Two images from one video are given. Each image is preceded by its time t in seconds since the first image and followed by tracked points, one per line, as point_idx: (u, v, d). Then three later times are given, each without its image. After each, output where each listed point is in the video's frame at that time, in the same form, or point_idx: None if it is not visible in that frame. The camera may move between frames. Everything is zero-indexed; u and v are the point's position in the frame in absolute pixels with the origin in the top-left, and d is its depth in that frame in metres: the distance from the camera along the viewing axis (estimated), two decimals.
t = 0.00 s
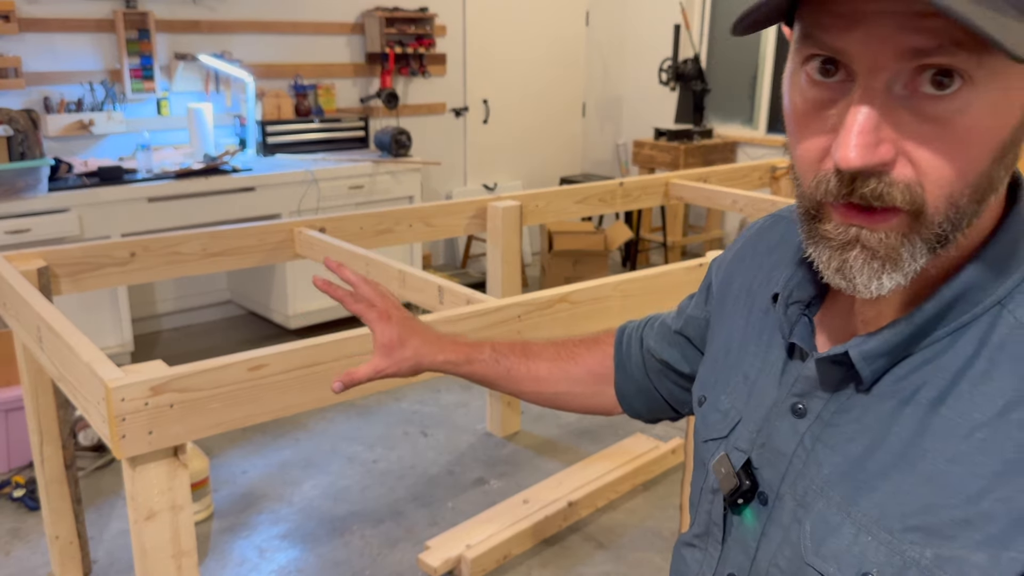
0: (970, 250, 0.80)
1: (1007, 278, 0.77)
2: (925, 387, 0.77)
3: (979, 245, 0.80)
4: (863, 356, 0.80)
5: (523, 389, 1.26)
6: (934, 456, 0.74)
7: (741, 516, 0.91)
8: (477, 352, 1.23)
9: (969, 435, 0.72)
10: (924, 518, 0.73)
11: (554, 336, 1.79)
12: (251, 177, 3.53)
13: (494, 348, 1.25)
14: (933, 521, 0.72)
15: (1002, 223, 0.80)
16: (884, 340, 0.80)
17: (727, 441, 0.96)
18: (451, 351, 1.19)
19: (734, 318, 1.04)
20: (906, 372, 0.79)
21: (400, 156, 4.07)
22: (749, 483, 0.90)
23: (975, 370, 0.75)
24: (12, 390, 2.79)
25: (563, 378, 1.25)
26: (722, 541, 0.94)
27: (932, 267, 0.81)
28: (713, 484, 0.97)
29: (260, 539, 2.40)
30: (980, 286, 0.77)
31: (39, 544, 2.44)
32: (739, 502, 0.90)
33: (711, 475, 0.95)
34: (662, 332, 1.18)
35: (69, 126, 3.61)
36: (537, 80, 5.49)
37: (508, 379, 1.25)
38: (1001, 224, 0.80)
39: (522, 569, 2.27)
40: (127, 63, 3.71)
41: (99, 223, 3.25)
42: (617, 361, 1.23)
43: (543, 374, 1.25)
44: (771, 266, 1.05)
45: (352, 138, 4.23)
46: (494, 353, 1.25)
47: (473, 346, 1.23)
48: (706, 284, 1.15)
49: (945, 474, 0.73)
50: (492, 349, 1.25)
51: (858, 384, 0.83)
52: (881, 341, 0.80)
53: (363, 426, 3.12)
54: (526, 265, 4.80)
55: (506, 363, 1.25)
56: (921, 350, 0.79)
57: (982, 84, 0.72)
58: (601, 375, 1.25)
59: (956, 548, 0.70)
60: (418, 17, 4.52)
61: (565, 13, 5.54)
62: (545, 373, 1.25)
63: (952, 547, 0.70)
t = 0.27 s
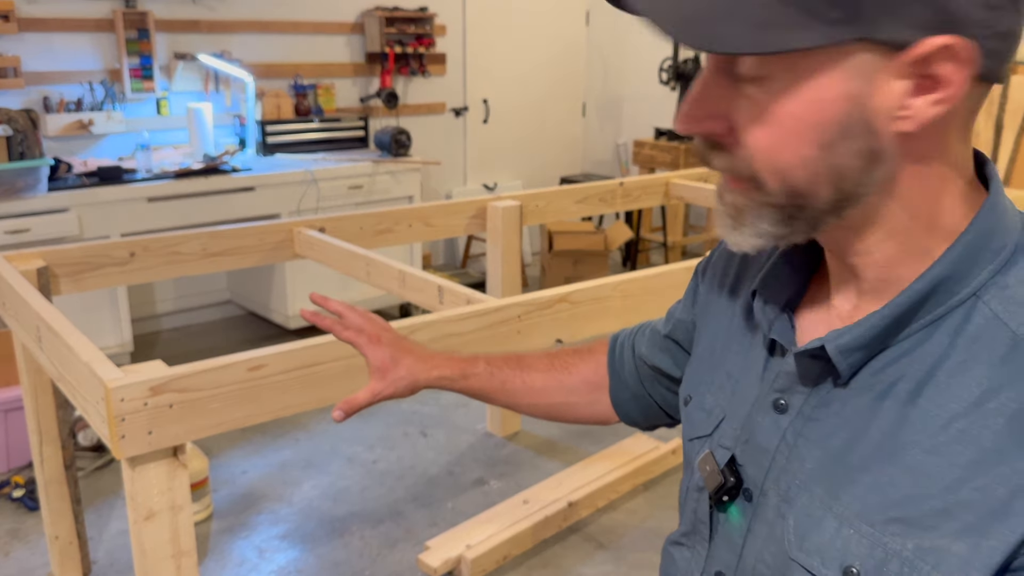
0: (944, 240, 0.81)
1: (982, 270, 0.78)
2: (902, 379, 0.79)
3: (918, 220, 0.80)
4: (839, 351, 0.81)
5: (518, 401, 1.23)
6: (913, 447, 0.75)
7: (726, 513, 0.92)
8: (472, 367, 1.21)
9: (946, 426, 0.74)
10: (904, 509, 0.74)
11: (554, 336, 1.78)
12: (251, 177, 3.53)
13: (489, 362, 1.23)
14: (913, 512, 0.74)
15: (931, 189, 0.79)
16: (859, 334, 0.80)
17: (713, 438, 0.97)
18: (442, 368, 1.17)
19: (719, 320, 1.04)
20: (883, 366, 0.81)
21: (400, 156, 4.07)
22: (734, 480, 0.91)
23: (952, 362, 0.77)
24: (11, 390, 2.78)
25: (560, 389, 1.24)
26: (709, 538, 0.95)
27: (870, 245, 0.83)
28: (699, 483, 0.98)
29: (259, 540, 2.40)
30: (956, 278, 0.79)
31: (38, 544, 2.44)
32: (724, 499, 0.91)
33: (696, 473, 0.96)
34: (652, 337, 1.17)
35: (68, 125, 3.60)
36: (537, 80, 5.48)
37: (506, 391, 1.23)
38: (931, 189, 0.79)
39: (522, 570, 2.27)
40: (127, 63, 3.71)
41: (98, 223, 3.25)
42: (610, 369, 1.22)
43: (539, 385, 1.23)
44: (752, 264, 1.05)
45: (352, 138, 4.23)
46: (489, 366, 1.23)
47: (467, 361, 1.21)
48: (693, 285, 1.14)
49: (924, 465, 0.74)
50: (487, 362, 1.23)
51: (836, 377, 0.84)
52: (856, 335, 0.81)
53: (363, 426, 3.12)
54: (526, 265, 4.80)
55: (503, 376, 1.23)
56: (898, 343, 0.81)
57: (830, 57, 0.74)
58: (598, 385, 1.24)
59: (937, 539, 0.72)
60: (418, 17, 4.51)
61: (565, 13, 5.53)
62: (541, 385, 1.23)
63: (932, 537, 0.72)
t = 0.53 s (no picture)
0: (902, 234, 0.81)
1: (943, 265, 0.78)
2: (859, 374, 0.80)
3: (846, 212, 0.83)
4: (795, 343, 0.83)
5: (541, 388, 1.25)
6: (864, 444, 0.77)
7: (711, 503, 0.95)
8: (497, 353, 1.23)
9: (894, 424, 0.75)
10: (851, 506, 0.76)
11: (554, 336, 1.78)
12: (251, 177, 3.53)
13: (512, 350, 1.25)
14: (859, 508, 0.76)
15: (842, 176, 0.82)
16: (814, 327, 0.82)
17: (701, 430, 0.99)
18: (468, 355, 1.19)
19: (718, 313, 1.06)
20: (843, 361, 0.82)
21: (400, 156, 4.07)
22: (716, 470, 0.93)
23: (906, 360, 0.77)
24: (11, 390, 2.79)
25: (580, 378, 1.26)
26: (696, 527, 0.98)
27: (806, 235, 0.88)
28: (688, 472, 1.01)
29: (259, 540, 2.40)
30: (914, 275, 0.78)
31: (38, 544, 2.44)
32: (706, 490, 0.94)
33: (683, 462, 0.99)
34: (668, 332, 1.19)
35: (68, 125, 3.60)
36: (537, 80, 5.48)
37: (529, 377, 1.25)
38: (841, 178, 0.82)
39: (521, 570, 2.27)
40: (127, 63, 3.71)
41: (98, 223, 3.25)
42: (630, 361, 1.25)
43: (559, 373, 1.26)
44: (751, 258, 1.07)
45: (352, 138, 4.23)
46: (513, 353, 1.25)
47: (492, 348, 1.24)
48: (707, 279, 1.15)
49: (872, 464, 0.76)
50: (511, 349, 1.25)
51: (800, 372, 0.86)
52: (812, 328, 0.82)
53: (363, 426, 3.12)
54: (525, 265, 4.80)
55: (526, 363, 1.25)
56: (856, 338, 0.81)
57: (688, 60, 0.89)
58: (618, 375, 1.26)
59: (878, 535, 0.74)
60: (418, 16, 4.51)
61: (565, 13, 5.53)
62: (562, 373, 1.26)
63: (876, 533, 0.74)
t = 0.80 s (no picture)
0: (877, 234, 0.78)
1: (914, 266, 0.75)
2: (821, 368, 0.79)
3: (823, 210, 0.81)
4: (760, 333, 0.83)
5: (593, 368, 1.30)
6: (818, 437, 0.77)
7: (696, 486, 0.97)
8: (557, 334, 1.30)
9: (844, 418, 0.75)
10: (800, 495, 0.77)
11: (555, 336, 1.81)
12: (252, 177, 3.55)
13: (570, 330, 1.32)
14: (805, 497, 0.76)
15: (815, 177, 0.80)
16: (778, 318, 0.82)
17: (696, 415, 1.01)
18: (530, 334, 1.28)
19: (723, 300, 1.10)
20: (809, 354, 0.81)
21: (401, 156, 4.08)
22: (701, 454, 0.95)
23: (865, 355, 0.76)
24: (14, 390, 2.81)
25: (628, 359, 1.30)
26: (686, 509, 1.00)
27: (789, 232, 0.87)
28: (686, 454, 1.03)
29: (260, 539, 2.41)
30: (881, 273, 0.76)
31: (41, 543, 2.46)
32: (690, 473, 0.95)
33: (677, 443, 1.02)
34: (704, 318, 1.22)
35: (71, 127, 3.61)
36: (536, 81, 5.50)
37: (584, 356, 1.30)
38: (814, 179, 0.80)
39: (521, 568, 2.28)
40: (128, 64, 3.73)
41: (99, 224, 3.26)
42: (674, 345, 1.28)
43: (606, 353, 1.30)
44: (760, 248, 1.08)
45: (353, 139, 4.25)
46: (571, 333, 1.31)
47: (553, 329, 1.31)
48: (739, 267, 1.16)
49: (821, 455, 0.76)
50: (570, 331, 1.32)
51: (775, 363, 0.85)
52: (775, 319, 0.82)
53: (363, 426, 3.14)
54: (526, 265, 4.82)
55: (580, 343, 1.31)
56: (824, 331, 0.80)
57: (679, 57, 0.88)
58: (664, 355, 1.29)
59: (817, 524, 0.74)
60: (418, 18, 4.53)
61: (565, 14, 5.55)
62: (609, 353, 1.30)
63: (817, 522, 0.74)
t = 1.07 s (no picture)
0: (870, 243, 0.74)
1: (902, 278, 0.70)
2: (804, 372, 0.76)
3: (817, 217, 0.77)
4: (749, 336, 0.81)
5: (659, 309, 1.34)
6: (795, 443, 0.74)
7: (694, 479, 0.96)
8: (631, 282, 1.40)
9: (820, 425, 0.72)
10: (775, 500, 0.75)
11: (554, 336, 1.80)
12: (252, 177, 3.55)
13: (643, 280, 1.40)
14: (778, 501, 0.74)
15: (807, 184, 0.76)
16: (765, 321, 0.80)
17: (701, 409, 1.01)
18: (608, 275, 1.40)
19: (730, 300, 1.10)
20: (795, 357, 0.78)
21: (400, 156, 4.08)
22: (697, 450, 0.93)
23: (845, 362, 0.72)
24: (13, 390, 2.80)
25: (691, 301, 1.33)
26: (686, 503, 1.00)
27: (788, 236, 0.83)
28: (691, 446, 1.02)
29: (260, 539, 2.41)
30: (872, 283, 0.71)
31: (40, 543, 2.46)
32: (687, 467, 0.94)
33: (679, 435, 1.01)
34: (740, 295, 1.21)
35: (71, 127, 3.61)
36: (536, 81, 5.50)
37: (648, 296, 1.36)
38: (806, 186, 0.76)
39: (521, 568, 2.28)
40: (128, 64, 3.73)
41: (99, 224, 3.26)
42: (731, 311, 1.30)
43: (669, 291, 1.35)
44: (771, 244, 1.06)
45: (352, 138, 4.24)
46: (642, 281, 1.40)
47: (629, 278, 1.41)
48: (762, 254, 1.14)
49: (796, 462, 0.73)
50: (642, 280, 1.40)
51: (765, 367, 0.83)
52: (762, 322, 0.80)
53: (363, 426, 3.14)
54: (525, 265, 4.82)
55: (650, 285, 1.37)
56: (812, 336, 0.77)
57: (678, 58, 0.84)
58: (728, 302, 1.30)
59: (788, 528, 0.72)
60: (418, 18, 4.54)
61: (565, 14, 5.55)
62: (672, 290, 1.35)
63: (788, 527, 0.73)
